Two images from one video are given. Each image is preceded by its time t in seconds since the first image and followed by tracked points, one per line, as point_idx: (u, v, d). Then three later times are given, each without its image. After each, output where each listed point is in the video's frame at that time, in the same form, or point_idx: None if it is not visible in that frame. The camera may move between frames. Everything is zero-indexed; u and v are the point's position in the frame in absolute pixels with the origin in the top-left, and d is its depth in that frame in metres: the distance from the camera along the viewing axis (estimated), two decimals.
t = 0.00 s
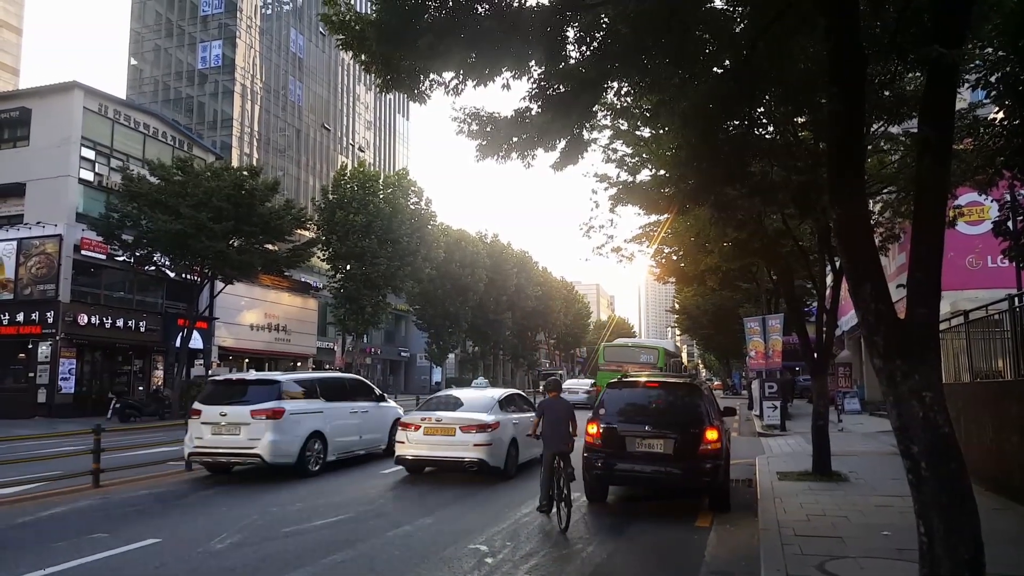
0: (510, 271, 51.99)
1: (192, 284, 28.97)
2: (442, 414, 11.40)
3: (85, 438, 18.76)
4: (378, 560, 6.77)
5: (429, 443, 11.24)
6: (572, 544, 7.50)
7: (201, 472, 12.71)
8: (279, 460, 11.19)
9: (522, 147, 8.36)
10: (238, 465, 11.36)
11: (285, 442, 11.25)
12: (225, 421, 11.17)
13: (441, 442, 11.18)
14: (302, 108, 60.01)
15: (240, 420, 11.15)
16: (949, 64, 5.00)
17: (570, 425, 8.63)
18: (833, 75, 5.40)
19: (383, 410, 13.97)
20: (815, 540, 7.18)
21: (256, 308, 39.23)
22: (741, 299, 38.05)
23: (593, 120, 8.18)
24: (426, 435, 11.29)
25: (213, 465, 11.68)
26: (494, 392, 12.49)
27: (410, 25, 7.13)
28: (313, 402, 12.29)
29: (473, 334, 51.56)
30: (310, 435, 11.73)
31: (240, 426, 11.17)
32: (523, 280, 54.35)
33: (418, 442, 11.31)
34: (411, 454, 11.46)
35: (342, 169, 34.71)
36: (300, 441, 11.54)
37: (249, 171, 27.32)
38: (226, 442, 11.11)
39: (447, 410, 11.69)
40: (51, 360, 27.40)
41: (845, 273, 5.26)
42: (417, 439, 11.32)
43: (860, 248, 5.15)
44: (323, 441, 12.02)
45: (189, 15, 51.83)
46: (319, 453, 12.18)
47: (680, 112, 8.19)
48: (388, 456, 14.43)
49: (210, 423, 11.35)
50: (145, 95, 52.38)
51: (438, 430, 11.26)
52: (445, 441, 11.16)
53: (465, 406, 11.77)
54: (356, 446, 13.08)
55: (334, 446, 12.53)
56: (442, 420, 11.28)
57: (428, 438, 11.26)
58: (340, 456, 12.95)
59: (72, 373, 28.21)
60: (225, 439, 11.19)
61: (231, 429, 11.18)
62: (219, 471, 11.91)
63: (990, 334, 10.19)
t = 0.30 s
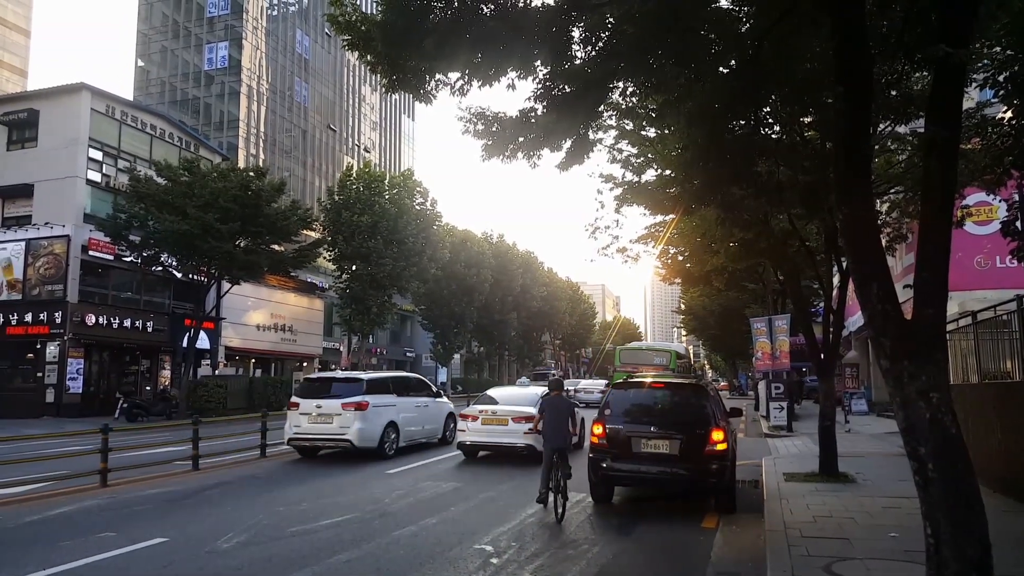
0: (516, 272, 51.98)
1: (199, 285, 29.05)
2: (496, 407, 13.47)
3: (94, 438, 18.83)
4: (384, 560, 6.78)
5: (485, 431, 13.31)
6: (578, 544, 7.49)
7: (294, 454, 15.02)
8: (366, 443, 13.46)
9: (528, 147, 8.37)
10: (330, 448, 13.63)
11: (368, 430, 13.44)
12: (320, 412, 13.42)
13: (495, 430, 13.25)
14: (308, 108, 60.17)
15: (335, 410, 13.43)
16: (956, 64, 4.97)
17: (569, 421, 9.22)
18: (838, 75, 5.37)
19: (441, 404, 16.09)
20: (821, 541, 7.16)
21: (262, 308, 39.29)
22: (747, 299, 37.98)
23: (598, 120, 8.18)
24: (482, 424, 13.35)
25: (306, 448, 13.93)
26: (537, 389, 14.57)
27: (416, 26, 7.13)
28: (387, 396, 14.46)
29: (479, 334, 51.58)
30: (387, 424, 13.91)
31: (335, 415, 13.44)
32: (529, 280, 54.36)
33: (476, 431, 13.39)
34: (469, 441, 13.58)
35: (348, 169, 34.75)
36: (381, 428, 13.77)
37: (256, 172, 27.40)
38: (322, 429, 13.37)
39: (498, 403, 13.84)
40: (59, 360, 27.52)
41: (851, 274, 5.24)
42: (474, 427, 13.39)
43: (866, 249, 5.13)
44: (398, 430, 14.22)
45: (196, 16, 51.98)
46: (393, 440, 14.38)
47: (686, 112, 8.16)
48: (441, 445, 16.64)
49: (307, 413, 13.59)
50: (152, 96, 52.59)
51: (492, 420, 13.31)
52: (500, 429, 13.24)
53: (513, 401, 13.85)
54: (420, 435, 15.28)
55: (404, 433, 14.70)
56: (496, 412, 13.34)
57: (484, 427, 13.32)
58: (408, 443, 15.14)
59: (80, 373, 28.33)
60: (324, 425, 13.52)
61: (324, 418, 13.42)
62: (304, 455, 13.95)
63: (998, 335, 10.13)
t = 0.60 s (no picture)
0: (524, 273, 51.93)
1: (208, 287, 29.14)
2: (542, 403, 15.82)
3: (105, 440, 18.94)
4: (390, 563, 6.74)
5: (532, 424, 15.65)
6: (587, 547, 7.43)
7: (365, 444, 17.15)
8: (430, 434, 15.58)
9: (535, 147, 8.34)
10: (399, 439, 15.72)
11: (433, 423, 15.52)
12: (390, 408, 15.53)
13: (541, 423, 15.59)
14: (317, 111, 60.37)
15: (405, 406, 15.58)
16: (967, 61, 4.90)
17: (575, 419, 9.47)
18: (848, 73, 5.31)
19: (490, 402, 18.12)
20: (832, 544, 7.08)
21: (271, 310, 39.43)
22: (757, 300, 37.84)
23: (607, 119, 8.14)
24: (529, 419, 15.68)
25: (377, 439, 16.04)
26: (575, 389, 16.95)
27: (423, 27, 7.12)
28: (446, 394, 16.50)
29: (488, 336, 51.56)
30: (447, 418, 16.00)
31: (405, 410, 15.59)
32: (537, 281, 54.30)
33: (524, 424, 15.70)
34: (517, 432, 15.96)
35: (356, 171, 34.77)
36: (442, 422, 15.87)
37: (264, 175, 27.46)
38: (392, 423, 15.47)
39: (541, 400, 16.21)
40: (70, 363, 27.67)
41: (861, 275, 5.18)
42: (522, 420, 15.72)
43: (877, 248, 5.07)
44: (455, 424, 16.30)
45: (205, 19, 52.17)
46: (451, 432, 16.47)
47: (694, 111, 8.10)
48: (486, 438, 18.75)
49: (379, 408, 15.72)
50: (161, 99, 52.89)
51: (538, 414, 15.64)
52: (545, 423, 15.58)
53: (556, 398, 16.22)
54: (472, 429, 17.36)
55: (459, 427, 16.76)
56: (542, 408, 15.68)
57: (531, 421, 15.66)
58: (462, 436, 17.18)
59: (90, 376, 28.45)
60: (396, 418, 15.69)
61: (394, 413, 15.52)
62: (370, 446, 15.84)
63: (1011, 335, 10.01)
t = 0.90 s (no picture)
0: (529, 276, 51.98)
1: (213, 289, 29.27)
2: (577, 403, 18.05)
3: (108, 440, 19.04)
4: (394, 564, 6.80)
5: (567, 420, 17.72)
6: (590, 550, 7.47)
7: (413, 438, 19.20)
8: (476, 429, 17.64)
9: (542, 150, 8.40)
10: (448, 433, 17.79)
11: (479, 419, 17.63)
12: (442, 406, 17.59)
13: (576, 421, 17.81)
14: (323, 113, 60.56)
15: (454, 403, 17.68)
16: (971, 67, 4.93)
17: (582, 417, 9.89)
18: (851, 78, 5.35)
19: (525, 403, 20.06)
20: (835, 548, 7.11)
21: (276, 312, 39.57)
22: (762, 303, 37.81)
23: (613, 122, 8.20)
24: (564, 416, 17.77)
25: (427, 434, 18.08)
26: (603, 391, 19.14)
27: (431, 30, 7.19)
28: (488, 394, 18.62)
29: (493, 338, 51.62)
30: (491, 415, 18.10)
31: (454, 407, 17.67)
32: (542, 284, 54.38)
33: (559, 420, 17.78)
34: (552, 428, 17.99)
35: (362, 173, 34.87)
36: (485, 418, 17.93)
37: (270, 176, 27.58)
38: (442, 419, 17.53)
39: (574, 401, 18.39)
40: (74, 362, 27.79)
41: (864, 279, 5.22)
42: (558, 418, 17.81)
43: (881, 252, 5.11)
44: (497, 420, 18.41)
45: (212, 20, 52.34)
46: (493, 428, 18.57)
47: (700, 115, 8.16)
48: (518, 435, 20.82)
49: (431, 406, 17.79)
50: (167, 100, 53.12)
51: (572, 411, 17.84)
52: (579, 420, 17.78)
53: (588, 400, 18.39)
54: (509, 426, 19.44)
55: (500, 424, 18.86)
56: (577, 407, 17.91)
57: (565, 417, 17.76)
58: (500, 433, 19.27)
59: (94, 376, 28.56)
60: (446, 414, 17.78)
61: (445, 410, 17.58)
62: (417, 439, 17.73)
63: (1015, 341, 10.03)
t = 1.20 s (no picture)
0: (529, 278, 52.00)
1: (213, 290, 29.29)
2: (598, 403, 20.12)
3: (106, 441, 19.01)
4: (395, 565, 6.81)
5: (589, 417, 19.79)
6: (590, 552, 7.49)
7: (453, 432, 21.13)
8: (510, 424, 19.54)
9: (542, 151, 8.42)
10: (483, 429, 19.74)
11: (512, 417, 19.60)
12: (479, 404, 19.54)
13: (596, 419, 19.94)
14: (323, 114, 60.63)
15: (490, 402, 19.59)
16: (970, 70, 4.94)
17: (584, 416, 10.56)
18: (852, 80, 5.36)
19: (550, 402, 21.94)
20: (835, 549, 7.13)
21: (276, 313, 39.60)
22: (762, 305, 37.84)
23: (613, 125, 8.22)
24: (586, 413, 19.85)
25: (462, 429, 20.03)
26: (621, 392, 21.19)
27: (432, 32, 7.21)
28: (519, 394, 20.63)
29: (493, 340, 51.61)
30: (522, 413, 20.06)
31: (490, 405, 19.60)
32: (542, 286, 54.41)
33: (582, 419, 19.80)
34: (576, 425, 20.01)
35: (362, 175, 34.87)
36: (517, 416, 19.84)
37: (270, 177, 27.61)
38: (480, 415, 19.49)
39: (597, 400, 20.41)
40: (74, 364, 27.81)
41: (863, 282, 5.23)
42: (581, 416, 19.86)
43: (881, 255, 5.13)
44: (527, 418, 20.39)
45: (213, 22, 52.40)
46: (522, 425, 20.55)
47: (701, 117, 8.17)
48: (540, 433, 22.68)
49: (468, 404, 19.74)
50: (168, 101, 53.17)
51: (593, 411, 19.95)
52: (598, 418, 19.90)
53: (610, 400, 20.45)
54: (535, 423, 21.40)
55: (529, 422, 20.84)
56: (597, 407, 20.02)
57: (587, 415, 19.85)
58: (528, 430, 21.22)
59: (94, 377, 28.57)
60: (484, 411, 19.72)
61: (482, 408, 19.56)
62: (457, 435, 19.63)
63: (1014, 343, 10.06)
